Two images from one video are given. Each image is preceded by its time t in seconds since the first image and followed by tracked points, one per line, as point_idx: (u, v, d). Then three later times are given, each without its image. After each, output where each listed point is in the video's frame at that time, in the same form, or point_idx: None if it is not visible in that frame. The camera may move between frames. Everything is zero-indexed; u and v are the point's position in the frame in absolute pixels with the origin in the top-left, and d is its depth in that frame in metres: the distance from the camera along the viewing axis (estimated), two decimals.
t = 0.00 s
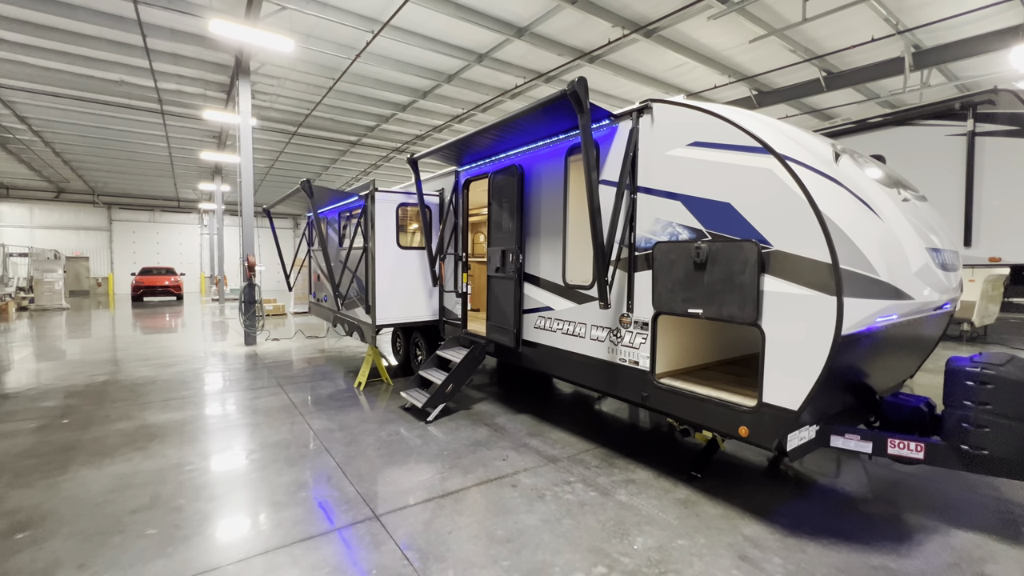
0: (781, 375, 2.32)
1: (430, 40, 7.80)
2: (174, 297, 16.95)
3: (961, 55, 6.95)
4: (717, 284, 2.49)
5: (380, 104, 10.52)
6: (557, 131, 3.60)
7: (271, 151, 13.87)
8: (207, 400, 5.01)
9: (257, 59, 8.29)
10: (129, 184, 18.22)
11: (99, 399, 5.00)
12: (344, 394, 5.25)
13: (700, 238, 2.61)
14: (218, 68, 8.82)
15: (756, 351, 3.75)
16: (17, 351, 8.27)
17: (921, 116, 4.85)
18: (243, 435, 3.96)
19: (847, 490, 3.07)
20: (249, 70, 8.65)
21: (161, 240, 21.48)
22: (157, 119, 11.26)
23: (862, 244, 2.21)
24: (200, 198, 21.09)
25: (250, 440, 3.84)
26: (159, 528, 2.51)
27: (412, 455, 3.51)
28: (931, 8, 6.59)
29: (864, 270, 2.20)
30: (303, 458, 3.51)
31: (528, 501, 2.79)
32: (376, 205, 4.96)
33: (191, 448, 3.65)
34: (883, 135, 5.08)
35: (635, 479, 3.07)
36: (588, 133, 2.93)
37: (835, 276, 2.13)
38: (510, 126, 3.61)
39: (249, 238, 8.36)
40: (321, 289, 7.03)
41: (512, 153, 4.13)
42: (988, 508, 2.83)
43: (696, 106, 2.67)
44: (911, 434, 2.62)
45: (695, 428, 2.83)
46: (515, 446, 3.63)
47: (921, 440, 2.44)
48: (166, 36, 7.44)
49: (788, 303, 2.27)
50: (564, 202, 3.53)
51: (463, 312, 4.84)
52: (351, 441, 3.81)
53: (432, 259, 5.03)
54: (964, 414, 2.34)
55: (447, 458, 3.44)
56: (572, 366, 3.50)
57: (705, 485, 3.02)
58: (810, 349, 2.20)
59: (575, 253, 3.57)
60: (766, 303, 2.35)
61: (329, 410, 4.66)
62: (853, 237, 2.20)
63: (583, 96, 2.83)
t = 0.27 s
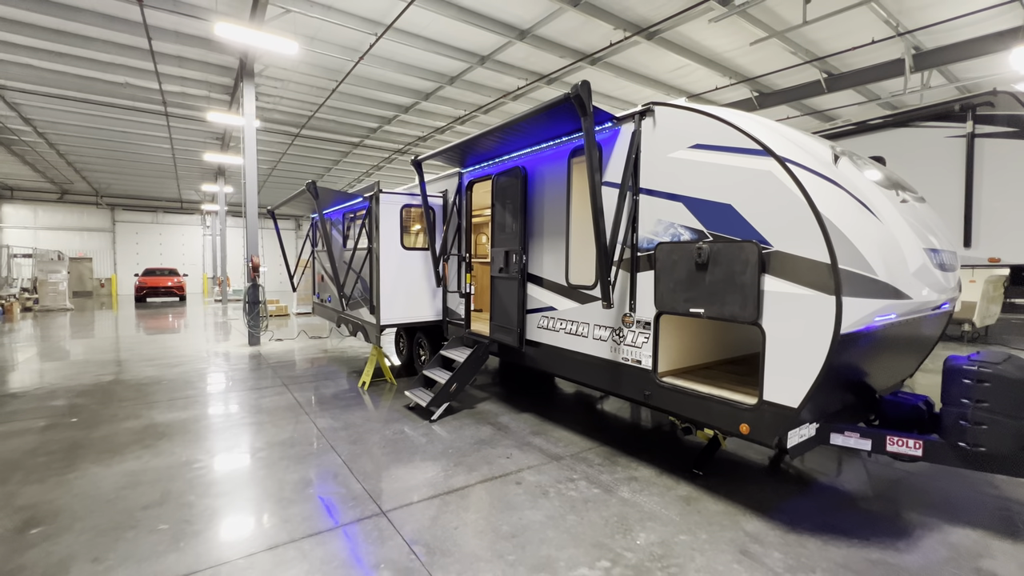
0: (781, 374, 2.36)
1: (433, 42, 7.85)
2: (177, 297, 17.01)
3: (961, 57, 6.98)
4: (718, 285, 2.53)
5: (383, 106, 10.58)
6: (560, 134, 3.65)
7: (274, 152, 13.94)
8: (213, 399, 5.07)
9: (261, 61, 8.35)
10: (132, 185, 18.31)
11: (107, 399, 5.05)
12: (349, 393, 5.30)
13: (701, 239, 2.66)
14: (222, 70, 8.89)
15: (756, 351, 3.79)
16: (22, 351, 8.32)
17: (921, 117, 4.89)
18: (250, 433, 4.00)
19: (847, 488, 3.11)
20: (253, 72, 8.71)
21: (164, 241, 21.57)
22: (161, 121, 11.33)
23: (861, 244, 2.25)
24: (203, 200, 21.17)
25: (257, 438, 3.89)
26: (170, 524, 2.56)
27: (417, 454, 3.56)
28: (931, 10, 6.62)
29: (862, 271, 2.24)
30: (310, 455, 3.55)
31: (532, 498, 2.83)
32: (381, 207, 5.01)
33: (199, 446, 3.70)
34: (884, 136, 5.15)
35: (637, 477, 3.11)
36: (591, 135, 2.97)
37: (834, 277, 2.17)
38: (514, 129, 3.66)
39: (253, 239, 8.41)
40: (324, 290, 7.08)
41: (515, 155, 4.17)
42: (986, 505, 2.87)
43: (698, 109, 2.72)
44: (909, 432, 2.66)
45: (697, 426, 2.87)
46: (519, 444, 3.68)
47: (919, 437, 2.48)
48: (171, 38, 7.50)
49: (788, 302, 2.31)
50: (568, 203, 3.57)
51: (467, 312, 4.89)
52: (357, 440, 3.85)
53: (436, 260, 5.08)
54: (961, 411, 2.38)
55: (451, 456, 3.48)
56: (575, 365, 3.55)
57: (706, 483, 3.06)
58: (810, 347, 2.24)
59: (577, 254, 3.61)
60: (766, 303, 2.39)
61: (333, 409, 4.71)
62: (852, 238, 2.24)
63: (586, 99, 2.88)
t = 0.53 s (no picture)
0: (779, 371, 2.38)
1: (435, 41, 7.87)
2: (181, 296, 17.08)
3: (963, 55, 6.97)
4: (717, 283, 2.55)
5: (384, 105, 10.61)
6: (561, 133, 3.66)
7: (277, 152, 13.99)
8: (217, 397, 5.11)
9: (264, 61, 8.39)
10: (135, 185, 18.39)
11: (111, 397, 5.10)
12: (351, 391, 5.34)
13: (700, 237, 2.67)
14: (225, 70, 8.93)
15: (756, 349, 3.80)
16: (27, 349, 8.39)
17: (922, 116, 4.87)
18: (253, 431, 4.04)
19: (846, 485, 3.12)
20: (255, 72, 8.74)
21: (167, 241, 21.66)
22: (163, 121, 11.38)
23: (858, 243, 2.26)
24: (206, 199, 21.25)
25: (260, 436, 3.93)
26: (175, 519, 2.59)
27: (418, 451, 3.59)
28: (933, 8, 6.60)
29: (860, 269, 2.25)
30: (312, 452, 3.59)
31: (532, 494, 2.86)
32: (382, 206, 5.04)
33: (203, 443, 3.74)
34: (886, 134, 5.16)
35: (637, 474, 3.13)
36: (590, 134, 2.99)
37: (832, 275, 2.19)
38: (514, 128, 3.68)
39: (255, 239, 8.45)
40: (326, 289, 7.12)
41: (516, 154, 4.19)
42: (985, 502, 2.88)
43: (697, 109, 2.73)
44: (908, 429, 2.67)
45: (696, 423, 2.89)
46: (520, 442, 3.70)
47: (917, 434, 2.50)
48: (174, 39, 7.54)
49: (786, 300, 2.33)
50: (568, 202, 3.59)
51: (468, 310, 4.91)
52: (359, 437, 3.88)
53: (437, 258, 5.11)
54: (958, 408, 2.40)
55: (453, 453, 3.51)
56: (576, 363, 3.57)
57: (706, 480, 3.08)
58: (807, 345, 2.26)
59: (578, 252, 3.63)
60: (764, 301, 2.41)
61: (336, 407, 4.75)
62: (850, 237, 2.26)
63: (586, 99, 2.90)
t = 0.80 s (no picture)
0: (769, 370, 2.38)
1: (432, 40, 7.86)
2: (180, 296, 17.08)
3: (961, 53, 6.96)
4: (708, 281, 2.55)
5: (382, 104, 10.59)
6: (554, 131, 3.65)
7: (275, 151, 13.98)
8: (213, 396, 5.10)
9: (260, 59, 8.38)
10: (134, 184, 18.39)
11: (107, 395, 5.10)
12: (347, 390, 5.34)
13: (691, 236, 2.67)
14: (222, 69, 8.91)
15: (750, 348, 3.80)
16: (25, 348, 8.39)
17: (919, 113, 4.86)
18: (247, 430, 4.04)
19: (839, 484, 3.12)
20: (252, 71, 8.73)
21: (167, 240, 21.66)
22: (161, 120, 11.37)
23: (849, 241, 2.26)
24: (205, 198, 21.24)
25: (254, 435, 3.93)
26: (165, 518, 2.59)
27: (412, 450, 3.58)
28: (931, 6, 6.59)
29: (850, 268, 2.25)
30: (306, 451, 3.59)
31: (524, 493, 2.86)
32: (377, 204, 5.03)
33: (197, 442, 3.74)
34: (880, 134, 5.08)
35: (630, 473, 3.13)
36: (582, 133, 2.99)
37: (822, 274, 2.18)
38: (508, 127, 3.67)
39: (252, 237, 8.45)
40: (323, 288, 7.12)
41: (510, 153, 4.19)
42: (977, 501, 2.88)
43: (689, 107, 2.72)
44: (899, 427, 2.67)
45: (688, 422, 2.88)
46: (513, 441, 3.70)
47: (908, 433, 2.49)
48: (170, 37, 7.53)
49: (776, 299, 2.33)
50: (561, 200, 3.59)
51: (463, 309, 4.91)
52: (353, 436, 3.88)
53: (432, 257, 5.10)
54: (949, 407, 2.39)
55: (446, 452, 3.51)
56: (569, 362, 3.56)
57: (698, 478, 3.08)
58: (797, 344, 2.25)
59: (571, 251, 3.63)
60: (754, 300, 2.40)
61: (331, 406, 4.75)
62: (840, 235, 2.25)
63: (577, 97, 2.89)
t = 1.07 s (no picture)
0: (757, 368, 2.35)
1: (426, 35, 7.80)
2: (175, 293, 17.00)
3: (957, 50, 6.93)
4: (696, 279, 2.52)
5: (377, 100, 10.53)
6: (544, 127, 3.62)
7: (270, 148, 13.91)
8: (203, 395, 5.07)
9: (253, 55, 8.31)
10: (129, 181, 18.29)
11: (96, 394, 5.06)
12: (338, 388, 5.31)
13: (680, 233, 2.64)
14: (215, 65, 8.84)
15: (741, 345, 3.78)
16: (18, 346, 8.35)
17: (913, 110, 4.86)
18: (235, 429, 4.00)
19: (829, 482, 3.10)
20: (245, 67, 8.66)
21: (162, 237, 21.57)
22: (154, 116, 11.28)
23: (837, 238, 2.23)
24: (200, 195, 21.14)
25: (242, 433, 3.89)
26: (147, 519, 2.56)
27: (401, 448, 3.56)
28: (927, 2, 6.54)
29: (838, 264, 2.22)
30: (294, 450, 3.56)
31: (511, 492, 2.83)
32: (368, 201, 4.99)
33: (184, 441, 3.70)
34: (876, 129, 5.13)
35: (619, 471, 3.11)
36: (570, 128, 2.95)
37: (809, 271, 2.15)
38: (497, 122, 3.64)
39: (246, 235, 8.40)
40: (316, 285, 7.09)
41: (501, 149, 4.15)
42: (967, 499, 2.87)
43: (677, 102, 2.69)
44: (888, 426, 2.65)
45: (677, 421, 2.86)
46: (503, 439, 3.68)
47: (897, 432, 2.48)
48: (161, 32, 7.45)
49: (763, 297, 2.30)
50: (551, 197, 3.56)
51: (455, 307, 4.88)
52: (342, 435, 3.85)
53: (424, 254, 5.07)
54: (937, 405, 2.38)
55: (434, 451, 3.48)
56: (559, 360, 3.54)
57: (688, 477, 3.06)
58: (785, 342, 2.23)
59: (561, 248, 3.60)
60: (742, 297, 2.38)
61: (321, 404, 4.72)
62: (828, 232, 2.22)
63: (565, 92, 2.86)
